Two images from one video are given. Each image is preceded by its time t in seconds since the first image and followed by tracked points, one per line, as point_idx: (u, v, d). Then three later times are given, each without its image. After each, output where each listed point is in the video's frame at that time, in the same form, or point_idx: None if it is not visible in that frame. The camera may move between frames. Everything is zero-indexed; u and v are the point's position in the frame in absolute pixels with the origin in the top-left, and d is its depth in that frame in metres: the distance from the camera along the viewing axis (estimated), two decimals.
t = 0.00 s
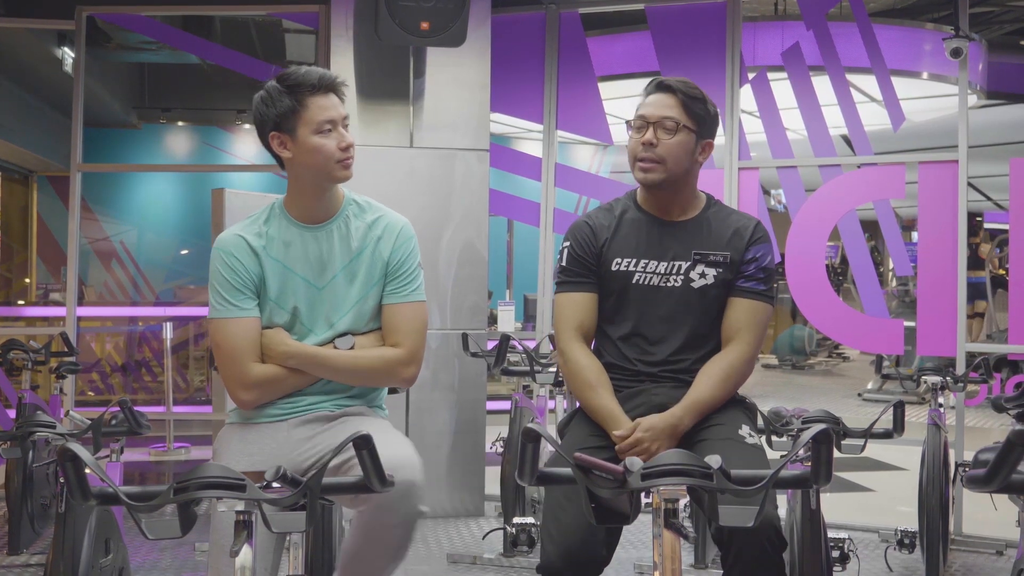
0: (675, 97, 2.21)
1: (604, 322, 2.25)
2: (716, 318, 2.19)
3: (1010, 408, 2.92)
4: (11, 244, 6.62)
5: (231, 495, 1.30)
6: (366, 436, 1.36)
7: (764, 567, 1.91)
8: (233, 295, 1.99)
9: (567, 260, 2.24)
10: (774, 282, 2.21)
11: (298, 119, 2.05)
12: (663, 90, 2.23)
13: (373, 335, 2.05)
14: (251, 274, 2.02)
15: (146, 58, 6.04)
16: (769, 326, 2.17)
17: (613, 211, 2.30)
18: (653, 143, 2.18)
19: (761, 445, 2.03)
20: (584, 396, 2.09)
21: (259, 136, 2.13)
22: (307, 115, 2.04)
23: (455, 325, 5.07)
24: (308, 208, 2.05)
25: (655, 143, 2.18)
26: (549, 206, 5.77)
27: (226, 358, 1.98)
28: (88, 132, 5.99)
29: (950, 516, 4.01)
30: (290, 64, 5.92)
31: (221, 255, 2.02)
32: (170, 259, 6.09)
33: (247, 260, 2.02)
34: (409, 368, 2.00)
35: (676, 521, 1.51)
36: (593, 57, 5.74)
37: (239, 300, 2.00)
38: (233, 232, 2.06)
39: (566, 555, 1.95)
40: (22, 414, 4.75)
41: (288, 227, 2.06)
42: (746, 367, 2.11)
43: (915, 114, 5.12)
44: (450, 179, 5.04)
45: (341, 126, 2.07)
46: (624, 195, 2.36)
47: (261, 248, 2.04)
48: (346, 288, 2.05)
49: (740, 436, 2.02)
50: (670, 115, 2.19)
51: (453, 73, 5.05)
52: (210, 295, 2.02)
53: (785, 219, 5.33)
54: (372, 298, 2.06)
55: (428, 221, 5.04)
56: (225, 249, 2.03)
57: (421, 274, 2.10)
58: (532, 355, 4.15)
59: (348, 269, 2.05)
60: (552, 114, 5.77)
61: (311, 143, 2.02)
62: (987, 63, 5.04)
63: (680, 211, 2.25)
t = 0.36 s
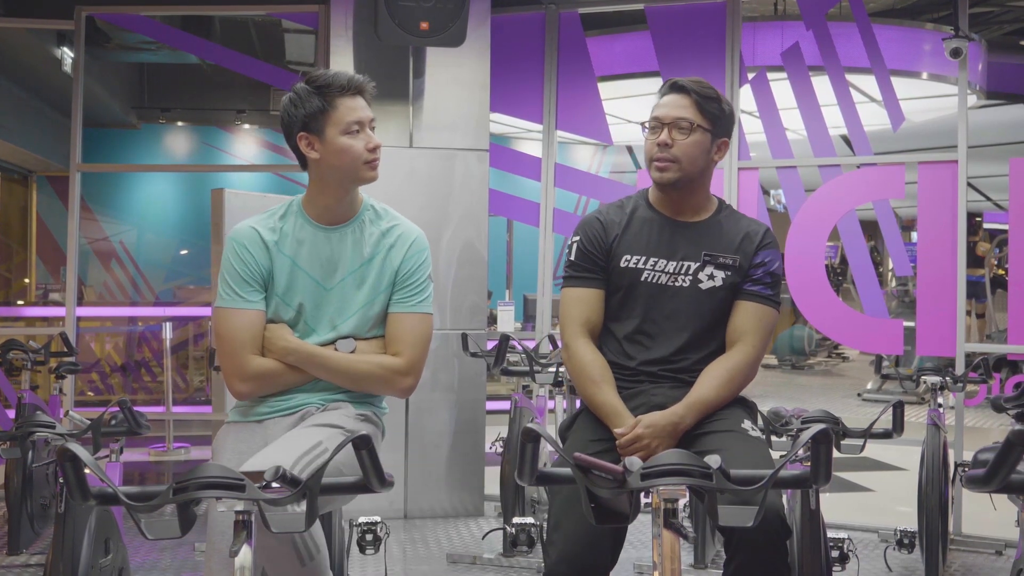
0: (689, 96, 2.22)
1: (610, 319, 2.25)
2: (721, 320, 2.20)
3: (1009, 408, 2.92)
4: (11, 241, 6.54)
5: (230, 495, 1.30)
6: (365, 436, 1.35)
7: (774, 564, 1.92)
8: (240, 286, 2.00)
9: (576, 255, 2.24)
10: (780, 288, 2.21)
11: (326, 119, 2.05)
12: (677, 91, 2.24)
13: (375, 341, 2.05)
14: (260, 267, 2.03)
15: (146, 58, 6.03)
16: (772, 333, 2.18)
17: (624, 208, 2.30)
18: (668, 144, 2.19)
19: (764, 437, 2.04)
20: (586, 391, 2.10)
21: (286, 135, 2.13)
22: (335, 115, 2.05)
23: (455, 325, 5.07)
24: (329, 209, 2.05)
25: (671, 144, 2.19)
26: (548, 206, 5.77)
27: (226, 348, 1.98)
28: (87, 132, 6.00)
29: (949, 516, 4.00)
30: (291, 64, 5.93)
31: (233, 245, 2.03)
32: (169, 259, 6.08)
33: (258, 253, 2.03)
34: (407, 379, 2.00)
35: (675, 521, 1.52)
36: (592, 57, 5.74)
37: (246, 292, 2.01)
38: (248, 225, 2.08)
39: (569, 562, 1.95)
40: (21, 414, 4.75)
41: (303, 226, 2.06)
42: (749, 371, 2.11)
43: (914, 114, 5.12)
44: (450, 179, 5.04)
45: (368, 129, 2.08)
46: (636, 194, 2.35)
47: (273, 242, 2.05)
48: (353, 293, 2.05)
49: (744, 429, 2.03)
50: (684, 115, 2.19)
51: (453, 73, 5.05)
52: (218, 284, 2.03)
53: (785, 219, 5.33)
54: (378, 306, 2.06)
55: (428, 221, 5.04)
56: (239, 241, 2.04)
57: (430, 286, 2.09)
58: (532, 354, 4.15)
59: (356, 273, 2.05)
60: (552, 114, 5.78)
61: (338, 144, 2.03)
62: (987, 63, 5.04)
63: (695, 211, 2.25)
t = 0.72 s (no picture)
0: (700, 97, 2.24)
1: (611, 317, 2.24)
2: (722, 320, 2.20)
3: (1009, 408, 2.92)
4: (11, 241, 6.56)
5: (230, 495, 1.30)
6: (366, 436, 1.36)
7: (773, 562, 1.92)
8: (238, 288, 1.99)
9: (580, 252, 2.22)
10: (779, 292, 2.23)
11: (319, 119, 2.05)
12: (690, 91, 2.26)
13: (375, 339, 2.06)
14: (257, 268, 2.02)
15: (146, 58, 6.04)
16: (771, 334, 2.19)
17: (627, 207, 2.29)
18: (675, 140, 2.20)
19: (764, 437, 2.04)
20: (590, 390, 2.09)
21: (279, 135, 2.13)
22: (327, 115, 2.05)
23: (455, 325, 5.07)
24: (320, 209, 2.05)
25: (678, 140, 2.20)
26: (548, 206, 5.76)
27: (225, 350, 1.97)
28: (88, 132, 6.00)
29: (949, 516, 4.00)
30: (290, 63, 5.93)
31: (229, 246, 2.02)
32: (169, 259, 6.08)
33: (253, 254, 2.02)
34: (408, 373, 2.00)
35: (675, 521, 1.51)
36: (592, 57, 5.74)
37: (244, 293, 2.00)
38: (242, 226, 2.06)
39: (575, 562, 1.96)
40: (21, 414, 4.74)
41: (297, 226, 2.06)
42: (751, 371, 2.11)
43: (914, 114, 5.12)
44: (450, 178, 5.04)
45: (359, 128, 2.08)
46: (639, 193, 2.36)
47: (269, 244, 2.04)
48: (350, 290, 2.05)
49: (745, 428, 2.03)
50: (694, 113, 2.21)
51: (453, 73, 5.05)
52: (215, 286, 2.02)
53: (785, 219, 5.33)
54: (376, 302, 2.06)
55: (428, 221, 5.04)
56: (234, 242, 2.02)
57: (426, 279, 2.10)
58: (532, 354, 4.15)
59: (353, 272, 2.05)
60: (552, 114, 5.77)
61: (329, 144, 2.03)
62: (986, 63, 5.04)
63: (698, 213, 2.25)
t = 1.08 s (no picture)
0: (684, 95, 2.23)
1: (606, 321, 2.24)
2: (715, 314, 2.20)
3: (1010, 408, 2.92)
4: (11, 240, 6.48)
5: (231, 495, 1.30)
6: (366, 436, 1.36)
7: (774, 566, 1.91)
8: (234, 296, 1.98)
9: (569, 259, 2.24)
10: (770, 285, 2.23)
11: (297, 123, 2.04)
12: (674, 89, 2.25)
13: (371, 334, 2.06)
14: (250, 275, 2.01)
15: (147, 58, 6.04)
16: (768, 326, 2.19)
17: (614, 210, 2.29)
18: (662, 136, 2.19)
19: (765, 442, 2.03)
20: (589, 395, 2.09)
21: (257, 139, 2.12)
22: (306, 118, 2.04)
23: (455, 325, 5.06)
24: (304, 210, 2.05)
25: (664, 136, 2.19)
26: (549, 206, 5.76)
27: (226, 359, 1.96)
28: (88, 132, 6.01)
29: (950, 516, 4.00)
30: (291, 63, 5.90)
31: (219, 255, 2.01)
32: (170, 258, 6.08)
33: (246, 261, 2.01)
34: (411, 361, 2.01)
35: (676, 521, 1.51)
36: (593, 57, 5.74)
37: (240, 301, 1.99)
38: (230, 234, 2.05)
39: (571, 561, 1.95)
40: (22, 414, 4.74)
41: (285, 229, 2.06)
42: (747, 365, 2.12)
43: (915, 113, 5.12)
44: (450, 178, 5.04)
45: (339, 129, 2.07)
46: (625, 194, 2.35)
47: (260, 249, 2.03)
48: (345, 288, 2.05)
49: (743, 434, 2.02)
50: (681, 110, 2.20)
51: (454, 73, 5.05)
52: (209, 296, 2.01)
53: (785, 219, 5.33)
54: (371, 296, 2.07)
55: (428, 221, 5.04)
56: (225, 251, 2.01)
57: (418, 268, 2.10)
58: (532, 354, 4.14)
59: (346, 268, 2.05)
60: (553, 114, 5.77)
61: (309, 147, 2.02)
62: (987, 63, 5.04)
63: (684, 211, 2.25)
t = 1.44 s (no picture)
0: (657, 91, 2.22)
1: (600, 324, 2.24)
2: (707, 307, 2.19)
3: (1011, 408, 2.92)
4: (12, 241, 6.50)
5: (232, 495, 1.30)
6: (367, 437, 1.36)
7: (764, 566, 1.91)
8: (232, 295, 1.98)
9: (558, 265, 2.25)
10: (762, 273, 2.20)
11: (295, 122, 2.04)
12: (644, 87, 2.23)
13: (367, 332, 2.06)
14: (248, 274, 2.01)
15: (147, 58, 6.04)
16: (761, 316, 2.17)
17: (599, 212, 2.30)
18: (645, 132, 2.17)
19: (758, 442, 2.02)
20: (584, 396, 2.09)
21: (257, 139, 2.12)
22: (304, 118, 2.04)
23: (456, 325, 5.07)
24: (303, 210, 2.05)
25: (647, 132, 2.17)
26: (549, 206, 5.76)
27: (220, 358, 1.96)
28: (88, 132, 6.02)
29: (951, 516, 4.00)
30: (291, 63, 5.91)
31: (218, 255, 2.01)
32: (170, 258, 6.08)
33: (244, 260, 2.01)
34: (406, 360, 2.00)
35: (676, 521, 1.51)
36: (594, 57, 5.74)
37: (237, 300, 1.99)
38: (230, 234, 2.06)
39: (567, 557, 1.95)
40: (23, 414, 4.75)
41: (285, 229, 2.06)
42: (741, 358, 2.10)
43: (915, 113, 5.12)
44: (450, 178, 5.04)
45: (337, 129, 2.06)
46: (610, 197, 2.36)
47: (259, 249, 2.03)
48: (342, 287, 2.05)
49: (736, 434, 2.02)
50: (658, 105, 2.19)
51: (454, 73, 5.05)
52: (207, 295, 2.01)
53: (786, 219, 5.33)
54: (368, 296, 2.07)
55: (429, 221, 5.04)
56: (224, 250, 2.02)
57: (417, 267, 2.10)
58: (533, 354, 4.14)
59: (345, 268, 2.05)
60: (553, 114, 5.77)
61: (307, 147, 2.02)
62: (987, 63, 5.04)
63: (669, 206, 2.26)
